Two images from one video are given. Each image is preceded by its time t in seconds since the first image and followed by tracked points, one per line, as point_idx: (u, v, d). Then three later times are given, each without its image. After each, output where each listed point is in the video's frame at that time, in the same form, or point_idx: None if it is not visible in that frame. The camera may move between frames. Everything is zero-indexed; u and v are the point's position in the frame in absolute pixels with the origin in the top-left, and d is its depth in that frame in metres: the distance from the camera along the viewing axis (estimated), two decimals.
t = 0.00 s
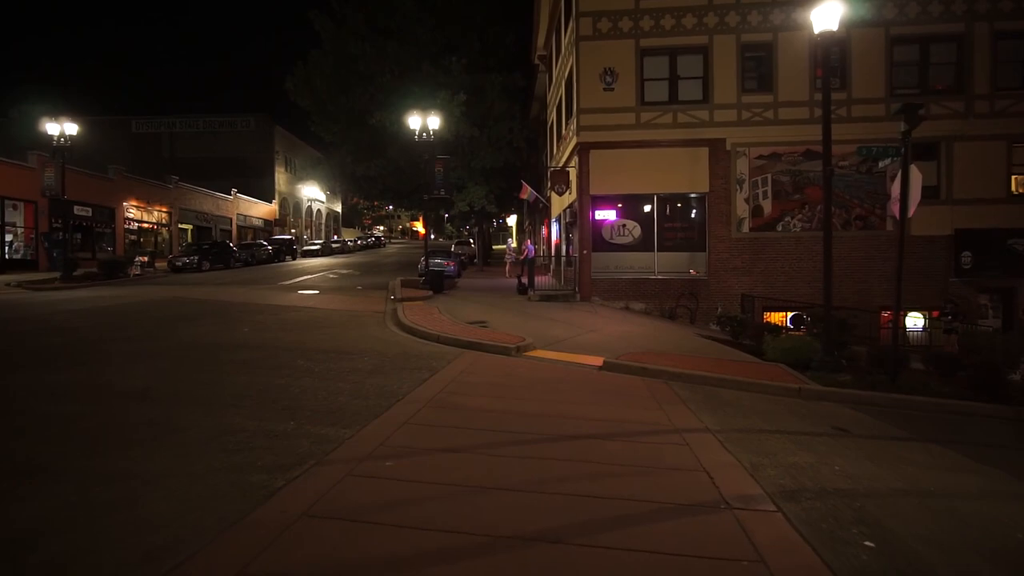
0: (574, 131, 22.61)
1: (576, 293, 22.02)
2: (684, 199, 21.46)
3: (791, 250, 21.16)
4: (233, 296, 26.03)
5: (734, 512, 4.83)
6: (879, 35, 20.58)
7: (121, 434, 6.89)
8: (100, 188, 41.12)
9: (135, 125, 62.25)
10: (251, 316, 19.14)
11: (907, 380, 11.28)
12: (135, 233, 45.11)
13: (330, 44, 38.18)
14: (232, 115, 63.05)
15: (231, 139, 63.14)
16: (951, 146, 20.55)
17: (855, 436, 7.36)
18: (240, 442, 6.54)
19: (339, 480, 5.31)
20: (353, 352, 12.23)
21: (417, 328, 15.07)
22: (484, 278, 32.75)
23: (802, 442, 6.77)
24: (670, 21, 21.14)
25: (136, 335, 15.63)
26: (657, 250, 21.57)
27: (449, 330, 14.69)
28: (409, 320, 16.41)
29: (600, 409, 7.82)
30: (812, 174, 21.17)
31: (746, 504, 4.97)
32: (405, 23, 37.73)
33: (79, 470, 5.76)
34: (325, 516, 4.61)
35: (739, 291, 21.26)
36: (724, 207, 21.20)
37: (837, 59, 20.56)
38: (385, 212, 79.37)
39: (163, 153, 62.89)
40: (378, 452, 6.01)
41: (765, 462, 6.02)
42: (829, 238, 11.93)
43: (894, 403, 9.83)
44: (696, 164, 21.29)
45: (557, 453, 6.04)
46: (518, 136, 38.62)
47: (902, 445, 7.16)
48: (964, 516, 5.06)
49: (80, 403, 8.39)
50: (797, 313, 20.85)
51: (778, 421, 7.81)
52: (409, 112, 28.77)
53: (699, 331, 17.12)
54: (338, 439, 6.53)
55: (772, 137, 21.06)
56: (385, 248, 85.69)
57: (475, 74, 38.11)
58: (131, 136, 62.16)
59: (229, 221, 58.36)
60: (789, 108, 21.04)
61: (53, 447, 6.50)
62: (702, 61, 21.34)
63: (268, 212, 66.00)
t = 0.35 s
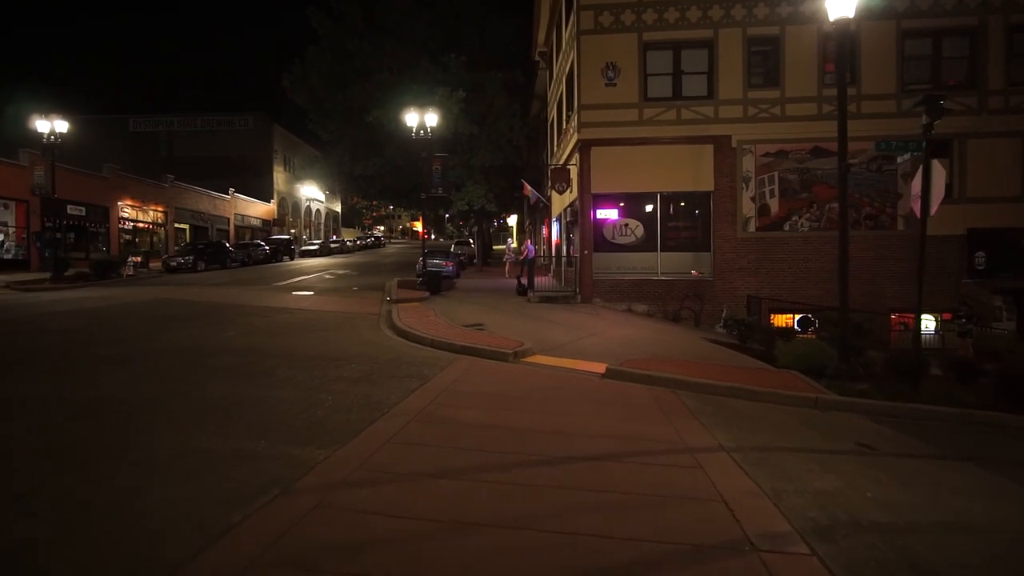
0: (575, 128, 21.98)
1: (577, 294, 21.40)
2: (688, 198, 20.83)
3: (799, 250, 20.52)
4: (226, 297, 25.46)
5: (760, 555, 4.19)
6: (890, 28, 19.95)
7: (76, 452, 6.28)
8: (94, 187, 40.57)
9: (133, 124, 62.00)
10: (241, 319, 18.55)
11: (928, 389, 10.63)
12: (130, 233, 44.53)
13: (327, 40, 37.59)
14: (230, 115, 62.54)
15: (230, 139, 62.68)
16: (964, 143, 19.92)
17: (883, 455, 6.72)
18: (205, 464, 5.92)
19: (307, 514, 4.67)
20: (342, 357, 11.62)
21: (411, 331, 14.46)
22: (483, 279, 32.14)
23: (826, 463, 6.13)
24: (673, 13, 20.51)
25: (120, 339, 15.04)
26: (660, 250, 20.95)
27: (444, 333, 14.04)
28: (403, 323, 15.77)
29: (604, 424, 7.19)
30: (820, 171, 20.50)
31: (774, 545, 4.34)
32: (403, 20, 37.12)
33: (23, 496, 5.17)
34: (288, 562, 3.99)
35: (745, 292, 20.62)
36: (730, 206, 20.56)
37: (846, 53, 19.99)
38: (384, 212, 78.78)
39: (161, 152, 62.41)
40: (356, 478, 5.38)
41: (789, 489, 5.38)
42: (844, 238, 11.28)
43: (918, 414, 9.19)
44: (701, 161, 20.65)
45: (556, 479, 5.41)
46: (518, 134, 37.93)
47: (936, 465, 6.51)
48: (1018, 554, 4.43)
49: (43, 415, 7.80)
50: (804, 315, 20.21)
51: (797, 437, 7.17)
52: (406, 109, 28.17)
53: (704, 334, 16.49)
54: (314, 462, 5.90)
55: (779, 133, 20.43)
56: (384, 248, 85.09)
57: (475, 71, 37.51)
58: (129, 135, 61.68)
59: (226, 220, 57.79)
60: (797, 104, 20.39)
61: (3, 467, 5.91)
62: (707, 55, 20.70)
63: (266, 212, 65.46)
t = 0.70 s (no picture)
0: (576, 122, 21.33)
1: (579, 293, 20.75)
2: (694, 194, 20.18)
3: (809, 248, 19.85)
4: (220, 296, 24.87)
5: None
6: (902, 18, 19.28)
7: (19, 469, 5.66)
8: (89, 185, 39.99)
9: (131, 122, 60.66)
10: (232, 319, 17.93)
11: (954, 394, 9.99)
12: (126, 231, 43.95)
13: (325, 35, 36.96)
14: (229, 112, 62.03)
15: (229, 136, 62.19)
16: (979, 136, 19.25)
17: (920, 470, 6.10)
18: (161, 484, 5.29)
19: (263, 550, 4.05)
20: (330, 358, 11.00)
21: (406, 332, 13.82)
22: (483, 278, 31.51)
23: (858, 482, 5.52)
24: (678, 3, 19.85)
25: (102, 340, 14.41)
26: (665, 248, 20.30)
27: (440, 334, 13.40)
28: (398, 323, 15.14)
29: (611, 435, 6.58)
30: (831, 166, 19.80)
31: None
32: (402, 14, 36.49)
33: None
34: None
35: (752, 291, 19.96)
36: (737, 202, 19.90)
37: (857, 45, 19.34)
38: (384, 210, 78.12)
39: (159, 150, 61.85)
40: (327, 502, 4.75)
41: (820, 514, 4.77)
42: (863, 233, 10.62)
43: (946, 422, 8.56)
44: (706, 156, 20.00)
45: (554, 503, 4.78)
46: (519, 130, 37.28)
47: (980, 482, 5.89)
48: None
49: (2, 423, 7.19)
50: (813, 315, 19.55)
51: (820, 449, 6.52)
52: (403, 103, 27.58)
53: (712, 335, 15.85)
54: (282, 482, 5.26)
55: (788, 127, 19.76)
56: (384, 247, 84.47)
57: (475, 66, 36.87)
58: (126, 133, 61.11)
59: (224, 219, 57.23)
60: (806, 96, 19.71)
61: None
62: (714, 46, 20.04)
63: (265, 211, 64.90)
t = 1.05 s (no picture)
0: (575, 119, 20.72)
1: (578, 295, 20.13)
2: (696, 194, 19.57)
3: (814, 249, 19.25)
4: (209, 298, 24.19)
5: None
6: (910, 13, 18.71)
7: None
8: (79, 185, 39.30)
9: (125, 121, 60.49)
10: (217, 322, 17.29)
11: (977, 405, 9.38)
12: (117, 233, 43.25)
13: (319, 33, 36.34)
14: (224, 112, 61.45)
15: (224, 137, 61.62)
16: (991, 134, 18.64)
17: (958, 498, 5.50)
18: (103, 519, 4.67)
19: None
20: (313, 367, 10.36)
21: (396, 337, 13.18)
22: (479, 280, 30.87)
23: (892, 515, 4.93)
24: None
25: (78, 345, 13.77)
26: (666, 249, 19.68)
27: (432, 340, 12.73)
28: (389, 328, 14.45)
29: (614, 457, 5.98)
30: (837, 165, 19.18)
31: None
32: (397, 11, 35.88)
33: None
34: None
35: (756, 294, 19.36)
36: (741, 202, 19.30)
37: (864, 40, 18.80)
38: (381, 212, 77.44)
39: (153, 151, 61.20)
40: (286, 546, 4.13)
41: (855, 558, 4.18)
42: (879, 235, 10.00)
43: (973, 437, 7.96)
44: (709, 154, 19.39)
45: (542, 545, 4.16)
46: (516, 129, 36.66)
47: None
48: None
49: None
50: (819, 319, 18.95)
51: (841, 473, 5.92)
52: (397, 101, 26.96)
53: (716, 340, 15.22)
54: (235, 521, 4.65)
55: (793, 124, 19.17)
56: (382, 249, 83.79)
57: (471, 64, 36.27)
58: (120, 133, 60.43)
59: (219, 220, 56.53)
60: (812, 93, 19.11)
61: None
62: (716, 42, 19.44)
63: (260, 212, 64.20)
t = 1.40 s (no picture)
0: (571, 116, 20.15)
1: (574, 297, 19.54)
2: (696, 193, 19.03)
3: (818, 250, 18.71)
4: (193, 300, 23.45)
5: None
6: (915, 7, 18.24)
7: None
8: (66, 183, 38.51)
9: (116, 120, 59.59)
10: (200, 325, 16.64)
11: (998, 415, 8.85)
12: (105, 232, 42.42)
13: (311, 28, 35.69)
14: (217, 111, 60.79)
15: (216, 136, 60.92)
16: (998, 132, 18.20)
17: (1000, 527, 4.94)
18: (27, 560, 4.04)
19: None
20: (294, 375, 9.73)
21: (384, 341, 12.57)
22: (473, 281, 30.26)
23: (935, 553, 4.35)
24: None
25: (50, 348, 13.10)
26: (664, 249, 19.13)
27: (421, 344, 12.11)
28: (377, 332, 13.81)
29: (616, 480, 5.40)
30: (841, 164, 18.64)
31: None
32: (391, 7, 35.28)
33: None
34: None
35: (757, 296, 18.84)
36: (742, 201, 18.77)
37: (867, 36, 18.37)
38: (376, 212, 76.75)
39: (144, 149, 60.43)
40: None
41: None
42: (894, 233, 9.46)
43: (1000, 449, 7.40)
44: (709, 152, 18.85)
45: None
46: (512, 128, 36.10)
47: None
48: None
49: None
50: (822, 322, 18.45)
51: (867, 499, 5.35)
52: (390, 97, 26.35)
53: (718, 344, 14.67)
54: (179, 563, 4.03)
55: (795, 121, 18.65)
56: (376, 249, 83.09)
57: (466, 61, 35.69)
58: (110, 131, 59.59)
59: (210, 219, 55.73)
60: (814, 89, 18.59)
61: None
62: (716, 36, 18.91)
63: (253, 211, 63.43)
